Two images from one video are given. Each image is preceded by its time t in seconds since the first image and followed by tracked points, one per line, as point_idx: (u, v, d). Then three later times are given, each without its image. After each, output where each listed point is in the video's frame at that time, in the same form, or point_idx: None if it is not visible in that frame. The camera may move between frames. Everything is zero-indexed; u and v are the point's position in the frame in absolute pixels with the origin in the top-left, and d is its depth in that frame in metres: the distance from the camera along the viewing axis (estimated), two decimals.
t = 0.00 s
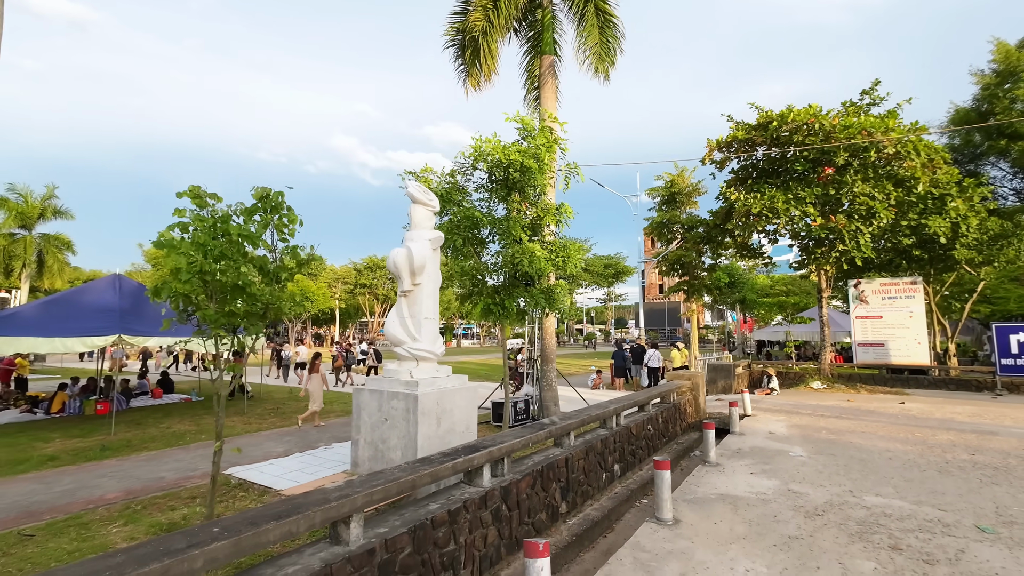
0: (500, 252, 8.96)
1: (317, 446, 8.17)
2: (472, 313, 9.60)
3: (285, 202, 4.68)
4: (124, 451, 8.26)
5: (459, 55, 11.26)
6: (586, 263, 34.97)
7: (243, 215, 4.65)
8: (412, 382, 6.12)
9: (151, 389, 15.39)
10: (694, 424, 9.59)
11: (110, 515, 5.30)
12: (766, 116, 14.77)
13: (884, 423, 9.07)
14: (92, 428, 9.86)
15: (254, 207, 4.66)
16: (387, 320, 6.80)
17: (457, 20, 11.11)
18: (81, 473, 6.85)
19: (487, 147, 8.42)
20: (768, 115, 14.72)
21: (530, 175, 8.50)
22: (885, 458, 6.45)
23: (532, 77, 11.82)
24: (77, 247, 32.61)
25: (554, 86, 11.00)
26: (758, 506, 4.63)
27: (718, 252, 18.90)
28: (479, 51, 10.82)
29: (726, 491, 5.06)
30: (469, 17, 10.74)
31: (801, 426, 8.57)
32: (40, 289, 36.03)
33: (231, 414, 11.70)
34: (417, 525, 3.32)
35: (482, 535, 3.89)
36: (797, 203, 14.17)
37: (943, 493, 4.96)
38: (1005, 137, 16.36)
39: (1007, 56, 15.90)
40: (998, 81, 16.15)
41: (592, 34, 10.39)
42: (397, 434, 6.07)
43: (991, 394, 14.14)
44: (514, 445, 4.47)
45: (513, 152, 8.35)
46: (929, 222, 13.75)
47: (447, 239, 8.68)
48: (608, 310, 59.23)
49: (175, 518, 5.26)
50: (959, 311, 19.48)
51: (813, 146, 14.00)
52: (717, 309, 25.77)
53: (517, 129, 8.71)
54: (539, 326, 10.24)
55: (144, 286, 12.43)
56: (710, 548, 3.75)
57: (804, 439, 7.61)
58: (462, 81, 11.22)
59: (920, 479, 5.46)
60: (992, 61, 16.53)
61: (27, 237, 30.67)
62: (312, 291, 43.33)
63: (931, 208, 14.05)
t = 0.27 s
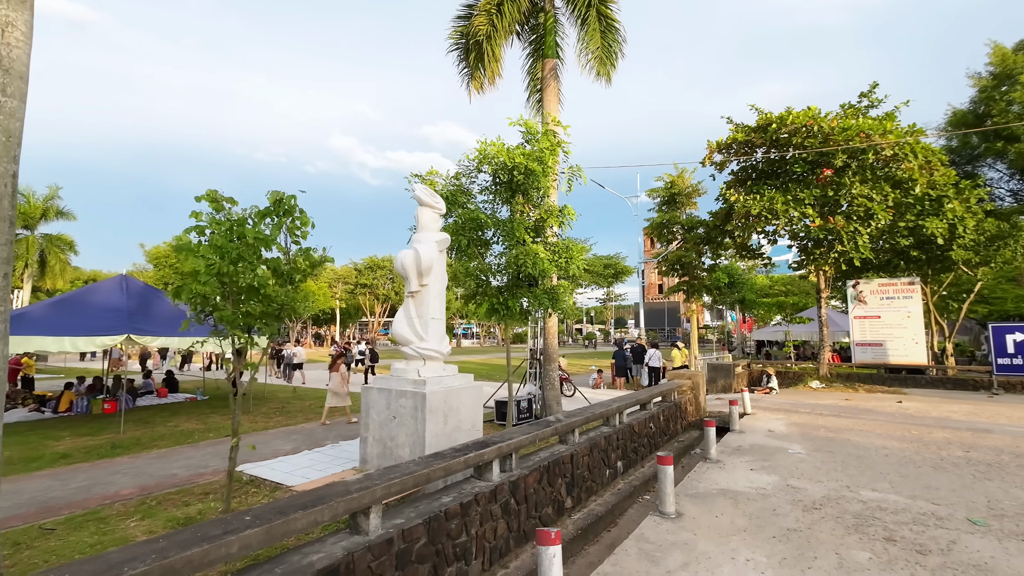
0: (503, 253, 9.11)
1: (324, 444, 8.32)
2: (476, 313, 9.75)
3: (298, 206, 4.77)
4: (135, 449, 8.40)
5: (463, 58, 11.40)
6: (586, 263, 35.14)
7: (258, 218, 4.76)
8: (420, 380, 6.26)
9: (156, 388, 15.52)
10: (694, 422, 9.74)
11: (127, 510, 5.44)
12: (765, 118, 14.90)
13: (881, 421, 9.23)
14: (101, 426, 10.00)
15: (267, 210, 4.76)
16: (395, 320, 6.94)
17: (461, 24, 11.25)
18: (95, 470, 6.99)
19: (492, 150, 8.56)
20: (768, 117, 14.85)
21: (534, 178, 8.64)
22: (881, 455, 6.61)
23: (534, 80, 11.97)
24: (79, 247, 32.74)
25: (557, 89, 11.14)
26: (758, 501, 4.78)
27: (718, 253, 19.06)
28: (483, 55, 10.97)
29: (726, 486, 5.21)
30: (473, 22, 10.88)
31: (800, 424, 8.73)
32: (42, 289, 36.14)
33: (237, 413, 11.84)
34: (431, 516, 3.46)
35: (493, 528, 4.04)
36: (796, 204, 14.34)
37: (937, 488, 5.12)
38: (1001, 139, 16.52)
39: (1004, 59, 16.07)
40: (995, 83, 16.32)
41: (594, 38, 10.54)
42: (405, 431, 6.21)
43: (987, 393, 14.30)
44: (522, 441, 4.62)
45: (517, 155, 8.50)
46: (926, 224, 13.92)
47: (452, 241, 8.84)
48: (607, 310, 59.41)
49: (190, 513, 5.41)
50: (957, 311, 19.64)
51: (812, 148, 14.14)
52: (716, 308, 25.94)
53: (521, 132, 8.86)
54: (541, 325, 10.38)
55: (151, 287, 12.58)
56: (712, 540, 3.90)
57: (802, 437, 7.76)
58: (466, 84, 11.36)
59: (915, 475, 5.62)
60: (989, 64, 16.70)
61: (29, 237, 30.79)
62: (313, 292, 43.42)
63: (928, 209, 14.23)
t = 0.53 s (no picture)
0: (507, 254, 9.23)
1: (331, 443, 8.43)
2: (480, 313, 9.87)
3: (310, 209, 4.88)
4: (143, 447, 8.50)
5: (467, 61, 11.51)
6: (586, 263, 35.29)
7: (271, 220, 4.87)
8: (426, 379, 6.38)
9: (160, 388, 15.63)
10: (695, 421, 9.86)
11: (141, 507, 5.55)
12: (765, 120, 15.01)
13: (879, 420, 9.35)
14: (108, 425, 10.11)
15: (280, 213, 4.88)
16: (401, 320, 7.05)
17: (464, 27, 11.37)
18: (106, 467, 7.10)
19: (496, 152, 8.68)
20: (768, 119, 14.96)
21: (537, 180, 8.75)
22: (879, 452, 6.73)
23: (536, 82, 12.10)
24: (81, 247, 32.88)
25: (559, 91, 11.24)
26: (759, 496, 4.90)
27: (717, 253, 19.21)
28: (486, 58, 11.09)
29: (728, 482, 5.33)
30: (477, 25, 11.01)
31: (799, 423, 8.85)
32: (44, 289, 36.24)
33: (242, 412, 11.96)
34: (443, 510, 3.57)
35: (501, 522, 4.15)
36: (796, 205, 14.47)
37: (934, 485, 5.24)
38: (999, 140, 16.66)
39: (1001, 61, 16.21)
40: (993, 85, 16.47)
41: (596, 41, 10.67)
42: (412, 430, 6.32)
43: (985, 392, 14.43)
44: (529, 438, 4.73)
45: (521, 158, 8.63)
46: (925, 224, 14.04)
47: (456, 242, 8.96)
48: (607, 310, 59.57)
49: (203, 509, 5.52)
50: (955, 311, 19.78)
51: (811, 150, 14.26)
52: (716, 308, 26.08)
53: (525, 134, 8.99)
54: (544, 325, 10.49)
55: (158, 287, 12.72)
56: (714, 533, 4.02)
57: (802, 435, 7.88)
58: (469, 87, 11.48)
59: (913, 472, 5.73)
60: (987, 66, 16.83)
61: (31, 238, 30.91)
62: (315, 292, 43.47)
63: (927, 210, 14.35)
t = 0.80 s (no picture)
0: (510, 255, 9.32)
1: (337, 442, 8.52)
2: (484, 314, 9.96)
3: (322, 212, 5.02)
4: (151, 446, 8.59)
5: (470, 63, 11.60)
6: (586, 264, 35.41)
7: (284, 223, 4.97)
8: (433, 379, 6.48)
9: (164, 387, 15.71)
10: (698, 421, 9.95)
11: (153, 504, 5.64)
12: (765, 122, 15.12)
13: (879, 419, 9.45)
14: (115, 424, 10.19)
15: (293, 216, 5.00)
16: (408, 320, 7.14)
17: (468, 29, 11.46)
18: (116, 466, 7.19)
19: (501, 154, 8.78)
20: (768, 120, 15.07)
21: (541, 181, 8.84)
22: (880, 451, 6.83)
23: (539, 84, 12.19)
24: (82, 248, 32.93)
25: (562, 93, 11.34)
26: (762, 493, 5.00)
27: (718, 254, 19.31)
28: (490, 60, 11.19)
29: (731, 480, 5.43)
30: (480, 27, 11.10)
31: (801, 422, 8.95)
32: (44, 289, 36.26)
33: (247, 411, 12.04)
34: (456, 506, 3.67)
35: (511, 518, 4.25)
36: (796, 206, 14.60)
37: (934, 482, 5.34)
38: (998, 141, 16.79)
39: (1000, 63, 16.35)
40: (991, 87, 16.60)
41: (599, 44, 10.77)
42: (419, 428, 6.42)
43: (983, 392, 14.54)
44: (537, 436, 4.83)
45: (525, 160, 8.73)
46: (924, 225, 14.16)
47: (461, 243, 9.06)
48: (606, 310, 59.75)
49: (215, 506, 5.60)
50: (954, 311, 19.89)
51: (811, 151, 14.37)
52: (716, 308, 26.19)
53: (529, 137, 9.09)
54: (547, 326, 10.57)
55: (163, 287, 12.82)
56: (720, 529, 4.12)
57: (803, 434, 7.98)
58: (472, 89, 11.58)
59: (913, 470, 5.83)
60: (985, 68, 16.96)
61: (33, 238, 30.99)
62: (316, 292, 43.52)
63: (926, 211, 14.48)
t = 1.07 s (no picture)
0: (516, 256, 9.40)
1: (345, 441, 8.60)
2: (489, 314, 10.04)
3: (336, 214, 5.10)
4: (160, 445, 8.66)
5: (475, 64, 11.69)
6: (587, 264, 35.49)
7: (298, 225, 5.06)
8: (442, 378, 6.57)
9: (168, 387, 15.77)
10: (701, 420, 10.04)
11: (168, 502, 5.72)
12: (767, 123, 15.22)
13: (881, 419, 9.54)
14: (123, 423, 10.26)
15: (307, 218, 5.08)
16: (417, 320, 7.23)
17: (473, 32, 11.56)
18: (128, 464, 7.27)
19: (506, 156, 8.86)
20: (770, 121, 15.17)
21: (546, 183, 8.92)
22: (882, 449, 6.93)
23: (543, 86, 12.28)
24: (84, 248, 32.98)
25: (566, 95, 11.43)
26: (768, 490, 5.09)
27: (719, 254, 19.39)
28: (495, 62, 11.28)
29: (737, 477, 5.52)
30: (485, 30, 11.19)
31: (803, 421, 9.05)
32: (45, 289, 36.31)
33: (252, 411, 12.11)
34: (472, 502, 3.76)
35: (524, 514, 4.34)
36: (797, 207, 14.71)
37: (936, 479, 5.44)
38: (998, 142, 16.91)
39: (999, 65, 16.47)
40: (991, 89, 16.72)
41: (604, 46, 10.86)
42: (429, 427, 6.50)
43: (983, 392, 14.64)
44: (548, 434, 4.92)
45: (531, 161, 8.81)
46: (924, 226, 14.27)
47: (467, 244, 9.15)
48: (606, 310, 59.90)
49: (229, 503, 5.69)
50: (954, 311, 20.00)
51: (812, 152, 14.47)
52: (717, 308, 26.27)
53: (534, 139, 9.18)
54: (551, 326, 10.65)
55: (170, 289, 12.90)
56: (728, 525, 4.21)
57: (806, 433, 8.07)
58: (477, 90, 11.66)
59: (915, 468, 5.93)
60: (985, 70, 17.08)
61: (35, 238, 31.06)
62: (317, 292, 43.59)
63: (926, 212, 14.58)
